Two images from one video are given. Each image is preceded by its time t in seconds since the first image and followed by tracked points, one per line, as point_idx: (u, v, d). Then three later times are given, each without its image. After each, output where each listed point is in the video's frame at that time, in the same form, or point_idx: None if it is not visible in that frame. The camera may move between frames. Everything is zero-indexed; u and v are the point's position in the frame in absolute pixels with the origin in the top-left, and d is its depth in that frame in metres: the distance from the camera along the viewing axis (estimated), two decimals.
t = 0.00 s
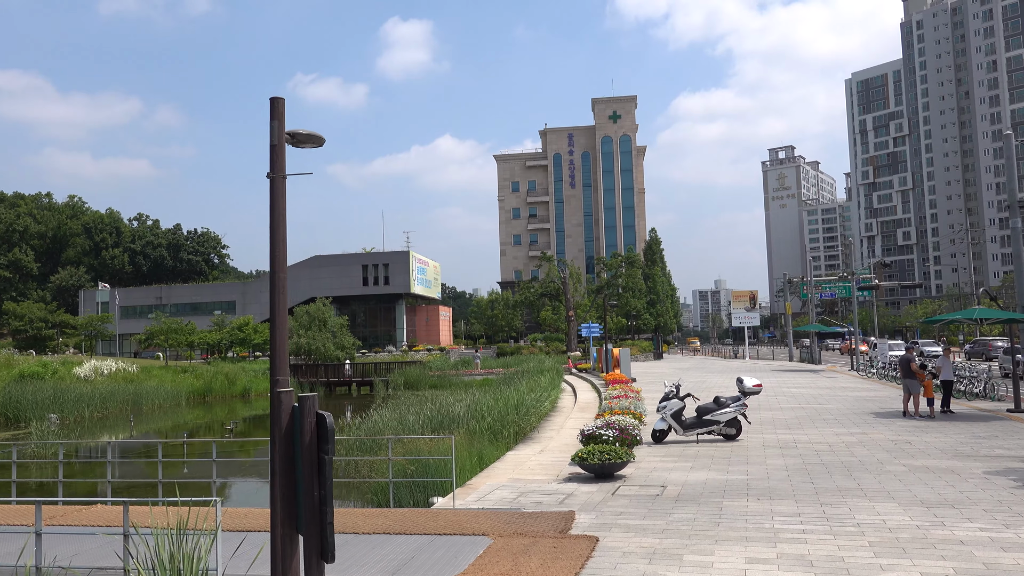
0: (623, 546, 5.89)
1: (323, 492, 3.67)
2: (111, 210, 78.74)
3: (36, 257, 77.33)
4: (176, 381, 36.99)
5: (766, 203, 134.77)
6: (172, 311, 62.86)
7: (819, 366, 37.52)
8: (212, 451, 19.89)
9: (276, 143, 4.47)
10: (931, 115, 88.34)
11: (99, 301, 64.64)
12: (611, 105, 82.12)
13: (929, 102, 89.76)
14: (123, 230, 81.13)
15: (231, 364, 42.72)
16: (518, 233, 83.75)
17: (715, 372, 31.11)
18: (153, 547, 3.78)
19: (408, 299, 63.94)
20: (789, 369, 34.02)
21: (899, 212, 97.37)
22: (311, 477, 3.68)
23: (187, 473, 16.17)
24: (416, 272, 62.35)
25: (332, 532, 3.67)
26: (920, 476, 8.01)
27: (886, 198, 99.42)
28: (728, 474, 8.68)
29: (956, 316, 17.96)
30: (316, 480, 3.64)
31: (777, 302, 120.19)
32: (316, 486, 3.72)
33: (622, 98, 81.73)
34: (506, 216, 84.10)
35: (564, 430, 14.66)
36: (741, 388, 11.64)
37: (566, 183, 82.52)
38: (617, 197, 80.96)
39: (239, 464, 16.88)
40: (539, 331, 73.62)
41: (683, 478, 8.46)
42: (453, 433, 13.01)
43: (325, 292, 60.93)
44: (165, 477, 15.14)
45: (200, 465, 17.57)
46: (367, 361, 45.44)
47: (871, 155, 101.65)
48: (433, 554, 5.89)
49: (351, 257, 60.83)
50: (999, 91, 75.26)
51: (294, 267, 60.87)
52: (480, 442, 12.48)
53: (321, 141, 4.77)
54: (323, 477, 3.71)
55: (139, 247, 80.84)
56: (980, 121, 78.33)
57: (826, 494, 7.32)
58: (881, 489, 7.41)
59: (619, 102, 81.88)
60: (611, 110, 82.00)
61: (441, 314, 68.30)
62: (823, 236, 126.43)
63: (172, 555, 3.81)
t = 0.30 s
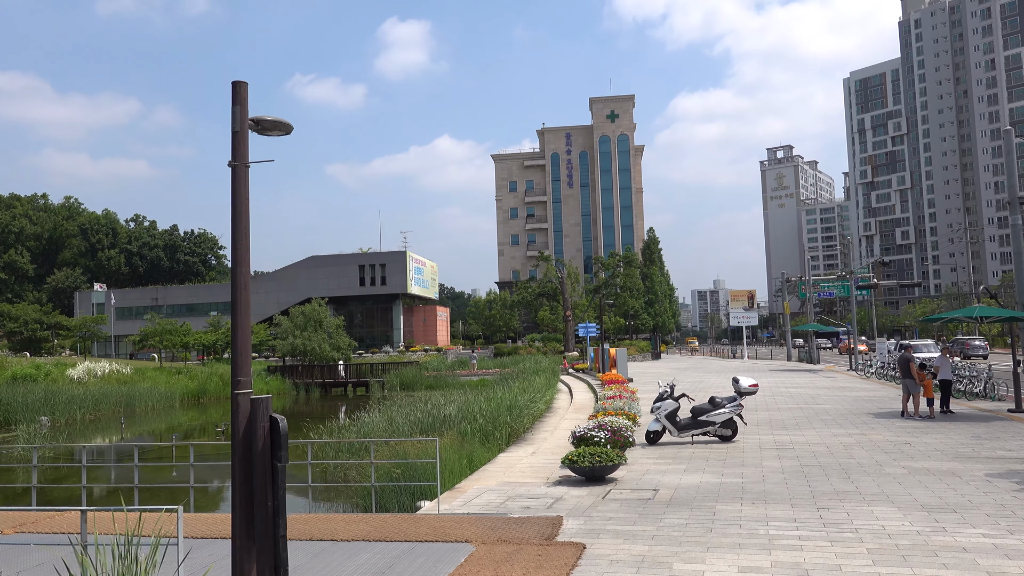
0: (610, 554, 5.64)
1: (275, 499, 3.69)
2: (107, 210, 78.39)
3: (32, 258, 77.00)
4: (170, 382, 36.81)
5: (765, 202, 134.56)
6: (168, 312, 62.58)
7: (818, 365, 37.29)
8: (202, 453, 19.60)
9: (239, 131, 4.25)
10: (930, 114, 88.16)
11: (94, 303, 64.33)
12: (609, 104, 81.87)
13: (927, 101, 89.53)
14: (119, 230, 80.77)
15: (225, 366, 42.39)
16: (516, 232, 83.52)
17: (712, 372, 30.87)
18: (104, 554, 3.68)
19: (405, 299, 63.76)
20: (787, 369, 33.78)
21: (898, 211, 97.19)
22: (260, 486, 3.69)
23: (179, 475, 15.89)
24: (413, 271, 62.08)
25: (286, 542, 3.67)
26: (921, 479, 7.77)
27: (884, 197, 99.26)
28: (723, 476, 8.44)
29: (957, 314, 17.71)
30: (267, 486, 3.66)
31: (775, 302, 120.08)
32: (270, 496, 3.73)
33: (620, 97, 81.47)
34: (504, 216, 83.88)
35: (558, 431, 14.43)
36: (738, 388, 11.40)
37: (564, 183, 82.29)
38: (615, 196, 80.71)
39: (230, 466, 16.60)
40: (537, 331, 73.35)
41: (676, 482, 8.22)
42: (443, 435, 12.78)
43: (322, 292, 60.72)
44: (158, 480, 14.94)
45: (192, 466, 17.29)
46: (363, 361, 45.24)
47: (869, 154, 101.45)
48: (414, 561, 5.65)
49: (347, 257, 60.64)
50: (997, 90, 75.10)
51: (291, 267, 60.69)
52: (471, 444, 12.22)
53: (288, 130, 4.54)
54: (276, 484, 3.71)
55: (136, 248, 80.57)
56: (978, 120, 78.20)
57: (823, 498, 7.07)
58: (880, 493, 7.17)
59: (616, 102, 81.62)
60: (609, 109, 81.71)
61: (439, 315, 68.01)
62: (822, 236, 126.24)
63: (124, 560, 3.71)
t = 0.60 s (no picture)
0: (598, 564, 5.37)
1: (223, 512, 3.77)
2: (103, 208, 77.97)
3: (28, 256, 76.62)
4: (164, 381, 36.60)
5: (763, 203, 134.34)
6: (163, 310, 62.28)
7: (816, 367, 37.05)
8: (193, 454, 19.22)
9: (201, 115, 4.00)
10: (929, 114, 88.01)
11: (90, 301, 64.06)
12: (608, 103, 81.57)
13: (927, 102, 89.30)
14: (116, 229, 80.44)
15: (220, 364, 42.11)
16: (514, 232, 83.27)
17: (709, 373, 30.60)
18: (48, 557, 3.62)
19: (401, 299, 63.53)
20: (783, 370, 33.58)
21: (896, 212, 97.03)
22: (209, 498, 3.77)
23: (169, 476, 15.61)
24: (410, 271, 61.83)
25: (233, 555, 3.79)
26: (921, 484, 7.55)
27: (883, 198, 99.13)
28: (716, 480, 8.21)
29: (956, 315, 17.47)
30: (216, 502, 3.73)
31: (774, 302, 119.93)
32: (219, 506, 3.80)
33: (619, 97, 81.20)
34: (502, 216, 83.64)
35: (552, 433, 14.19)
36: (734, 389, 11.16)
37: (562, 182, 82.04)
38: (613, 196, 80.44)
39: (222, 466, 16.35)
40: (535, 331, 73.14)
41: (669, 486, 7.98)
42: (434, 437, 12.55)
43: (318, 291, 60.47)
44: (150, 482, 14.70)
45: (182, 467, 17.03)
46: (359, 361, 45.01)
47: (868, 155, 101.26)
48: (390, 569, 5.42)
49: (345, 256, 60.40)
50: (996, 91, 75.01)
51: (288, 266, 60.51)
52: (461, 445, 11.98)
53: (255, 116, 4.30)
54: (226, 496, 3.77)
55: (132, 246, 80.13)
56: (977, 120, 78.12)
57: (819, 504, 6.83)
58: (879, 499, 6.93)
59: (616, 101, 81.34)
60: (608, 109, 81.40)
61: (436, 314, 67.71)
62: (821, 236, 126.04)
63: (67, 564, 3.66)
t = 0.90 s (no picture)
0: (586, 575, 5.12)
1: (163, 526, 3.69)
2: (100, 209, 77.67)
3: (25, 257, 76.35)
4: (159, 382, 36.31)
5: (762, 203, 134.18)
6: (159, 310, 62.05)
7: (815, 367, 36.82)
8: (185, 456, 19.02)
9: (159, 100, 3.77)
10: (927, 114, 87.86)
11: (86, 301, 63.75)
12: (606, 103, 81.37)
13: (926, 102, 89.13)
14: (113, 229, 80.09)
15: (215, 365, 41.86)
16: (512, 232, 83.07)
17: (707, 374, 30.34)
18: None
19: (399, 299, 63.28)
20: (782, 371, 33.34)
21: (895, 212, 96.90)
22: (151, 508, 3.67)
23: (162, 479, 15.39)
24: (407, 271, 61.58)
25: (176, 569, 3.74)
26: (925, 490, 7.29)
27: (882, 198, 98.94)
28: (713, 486, 7.94)
29: (957, 315, 17.23)
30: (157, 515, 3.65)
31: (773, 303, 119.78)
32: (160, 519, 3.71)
33: (618, 96, 80.98)
34: (500, 216, 83.45)
35: (547, 434, 13.95)
36: (731, 391, 10.90)
37: (561, 183, 81.80)
38: (612, 196, 80.19)
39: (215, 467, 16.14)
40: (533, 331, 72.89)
41: (664, 492, 7.73)
42: (425, 439, 12.29)
43: (315, 291, 60.21)
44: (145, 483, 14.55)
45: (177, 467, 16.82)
46: (355, 361, 44.74)
47: (868, 156, 101.11)
48: None
49: (342, 255, 60.17)
50: (995, 91, 74.92)
51: (285, 266, 60.31)
52: (452, 447, 11.75)
53: (220, 102, 4.07)
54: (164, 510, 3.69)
55: (129, 246, 79.82)
56: (976, 121, 78.03)
57: (820, 512, 6.56)
58: (880, 506, 6.68)
59: (614, 101, 81.14)
60: (606, 109, 81.20)
61: (434, 315, 67.37)
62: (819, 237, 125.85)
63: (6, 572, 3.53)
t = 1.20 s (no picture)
0: None
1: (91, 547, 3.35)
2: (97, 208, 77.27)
3: (21, 257, 75.98)
4: (153, 382, 36.05)
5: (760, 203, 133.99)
6: (155, 310, 61.76)
7: (814, 367, 36.54)
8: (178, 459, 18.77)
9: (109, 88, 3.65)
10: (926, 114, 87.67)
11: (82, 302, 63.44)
12: (605, 102, 81.10)
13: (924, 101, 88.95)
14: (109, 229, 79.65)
15: (211, 365, 41.67)
16: (509, 232, 82.87)
17: (705, 374, 30.08)
18: None
19: (396, 298, 63.02)
20: (779, 370, 33.08)
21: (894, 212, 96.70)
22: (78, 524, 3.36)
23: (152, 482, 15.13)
24: (404, 271, 61.27)
25: None
26: (927, 494, 7.05)
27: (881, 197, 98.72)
28: (709, 491, 7.68)
29: (958, 314, 16.98)
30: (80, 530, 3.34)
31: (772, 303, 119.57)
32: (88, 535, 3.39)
33: (616, 95, 80.70)
34: (498, 216, 83.24)
35: (543, 437, 13.66)
36: (728, 391, 10.65)
37: (559, 182, 81.53)
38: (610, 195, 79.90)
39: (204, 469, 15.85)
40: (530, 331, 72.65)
41: (657, 496, 7.47)
42: (416, 442, 12.03)
43: (312, 291, 59.92)
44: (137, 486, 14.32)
45: (175, 468, 16.65)
46: (351, 362, 44.46)
47: (866, 155, 100.88)
48: None
49: (339, 255, 59.90)
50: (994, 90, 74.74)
51: (282, 266, 60.06)
52: (444, 450, 11.47)
53: (178, 85, 3.85)
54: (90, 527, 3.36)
55: (125, 246, 79.44)
56: (975, 119, 77.94)
57: (819, 518, 6.31)
58: (882, 511, 6.43)
59: (612, 100, 80.89)
60: (604, 108, 80.95)
61: (431, 314, 67.05)
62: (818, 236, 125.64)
63: None
